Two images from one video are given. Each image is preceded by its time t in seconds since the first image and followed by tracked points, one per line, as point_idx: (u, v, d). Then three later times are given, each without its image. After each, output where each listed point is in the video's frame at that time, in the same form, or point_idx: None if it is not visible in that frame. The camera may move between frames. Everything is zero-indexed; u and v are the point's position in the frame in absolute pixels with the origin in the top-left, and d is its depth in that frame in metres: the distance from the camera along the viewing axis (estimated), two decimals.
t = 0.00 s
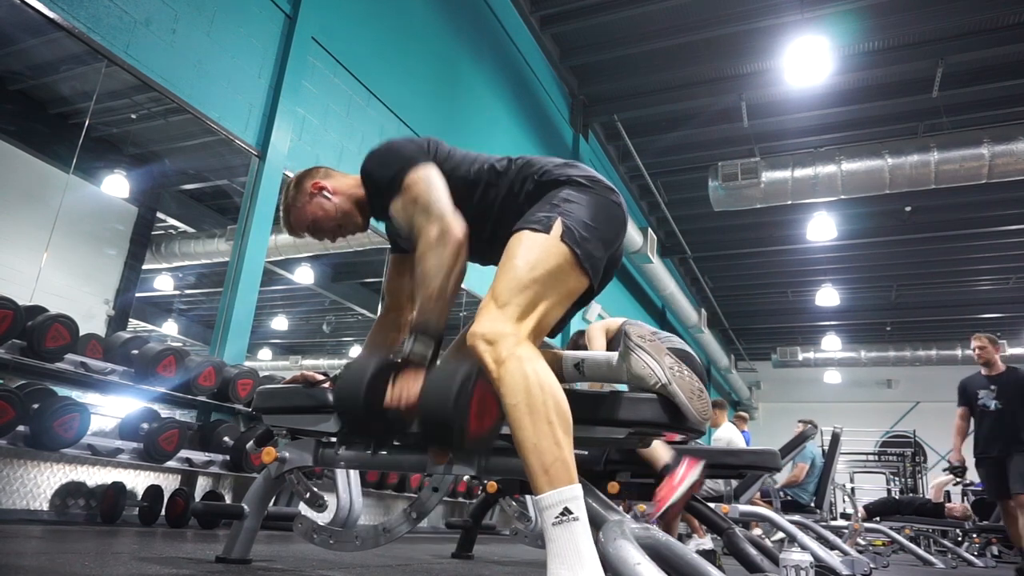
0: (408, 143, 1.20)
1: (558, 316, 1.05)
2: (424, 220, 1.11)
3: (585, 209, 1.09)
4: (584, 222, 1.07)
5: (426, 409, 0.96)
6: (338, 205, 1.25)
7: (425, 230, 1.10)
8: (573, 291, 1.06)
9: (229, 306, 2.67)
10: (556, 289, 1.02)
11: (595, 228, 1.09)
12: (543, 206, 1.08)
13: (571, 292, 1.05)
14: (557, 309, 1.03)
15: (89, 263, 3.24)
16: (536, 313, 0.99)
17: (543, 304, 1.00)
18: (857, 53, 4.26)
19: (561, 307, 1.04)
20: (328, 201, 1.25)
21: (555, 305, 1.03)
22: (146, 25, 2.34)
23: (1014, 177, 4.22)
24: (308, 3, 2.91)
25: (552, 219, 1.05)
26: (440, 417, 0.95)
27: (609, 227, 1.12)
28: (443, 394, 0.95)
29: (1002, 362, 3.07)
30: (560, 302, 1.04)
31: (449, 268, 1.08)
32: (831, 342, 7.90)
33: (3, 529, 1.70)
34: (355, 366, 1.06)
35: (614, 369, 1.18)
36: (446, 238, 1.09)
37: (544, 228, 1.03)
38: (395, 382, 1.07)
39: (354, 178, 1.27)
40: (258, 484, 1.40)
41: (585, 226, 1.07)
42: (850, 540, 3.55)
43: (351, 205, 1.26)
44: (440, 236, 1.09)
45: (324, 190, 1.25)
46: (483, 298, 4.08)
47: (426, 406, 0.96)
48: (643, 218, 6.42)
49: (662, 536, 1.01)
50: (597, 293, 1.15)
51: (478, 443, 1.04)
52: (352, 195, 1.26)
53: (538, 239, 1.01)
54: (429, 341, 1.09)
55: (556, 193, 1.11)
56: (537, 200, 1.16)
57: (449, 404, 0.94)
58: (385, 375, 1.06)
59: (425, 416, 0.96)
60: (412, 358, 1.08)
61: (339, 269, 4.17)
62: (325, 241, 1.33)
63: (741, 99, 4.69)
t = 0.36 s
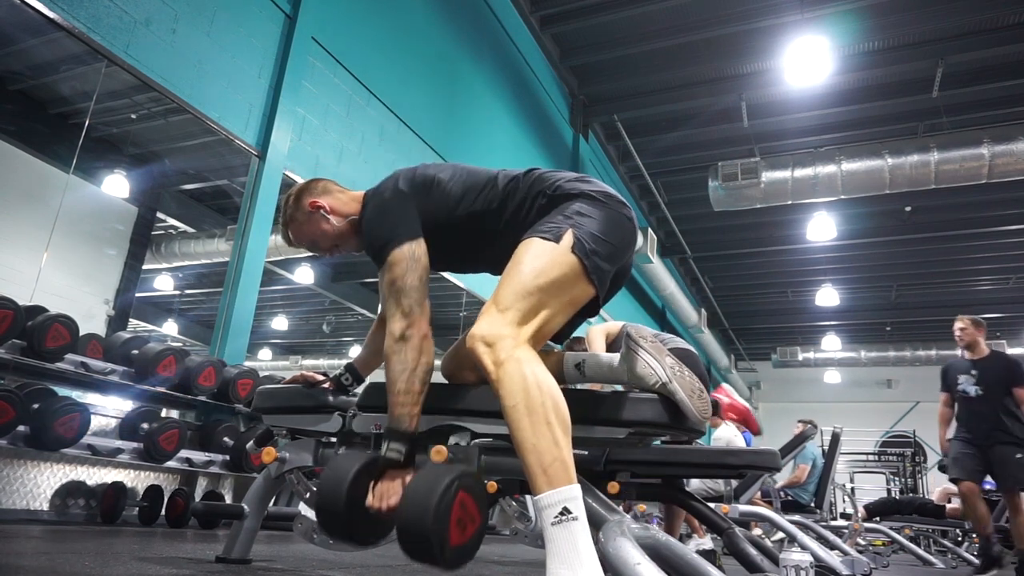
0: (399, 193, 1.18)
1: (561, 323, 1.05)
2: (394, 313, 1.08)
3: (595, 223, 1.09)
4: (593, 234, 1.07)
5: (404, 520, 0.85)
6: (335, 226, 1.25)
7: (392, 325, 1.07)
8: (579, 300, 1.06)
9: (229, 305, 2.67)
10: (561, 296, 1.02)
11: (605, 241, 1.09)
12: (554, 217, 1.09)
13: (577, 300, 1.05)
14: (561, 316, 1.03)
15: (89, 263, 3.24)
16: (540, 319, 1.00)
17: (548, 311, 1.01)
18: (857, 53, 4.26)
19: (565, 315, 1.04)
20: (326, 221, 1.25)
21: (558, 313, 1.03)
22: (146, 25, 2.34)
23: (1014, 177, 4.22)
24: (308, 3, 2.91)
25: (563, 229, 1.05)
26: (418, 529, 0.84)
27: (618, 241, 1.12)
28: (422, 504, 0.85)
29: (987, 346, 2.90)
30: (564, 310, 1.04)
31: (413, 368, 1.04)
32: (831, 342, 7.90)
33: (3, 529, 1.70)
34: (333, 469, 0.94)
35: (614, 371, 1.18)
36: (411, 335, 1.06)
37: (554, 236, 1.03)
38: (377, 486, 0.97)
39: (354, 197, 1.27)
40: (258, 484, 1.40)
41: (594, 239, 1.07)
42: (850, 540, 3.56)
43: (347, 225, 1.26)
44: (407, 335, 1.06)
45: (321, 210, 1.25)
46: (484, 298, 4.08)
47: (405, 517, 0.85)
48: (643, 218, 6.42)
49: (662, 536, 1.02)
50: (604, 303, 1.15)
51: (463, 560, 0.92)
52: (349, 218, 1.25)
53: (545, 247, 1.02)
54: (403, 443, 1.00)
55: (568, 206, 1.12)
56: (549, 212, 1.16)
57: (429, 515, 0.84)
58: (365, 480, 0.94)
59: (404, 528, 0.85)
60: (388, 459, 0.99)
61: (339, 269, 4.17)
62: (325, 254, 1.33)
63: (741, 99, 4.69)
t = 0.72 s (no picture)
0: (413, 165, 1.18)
1: (567, 320, 1.05)
2: (410, 271, 1.08)
3: (600, 218, 1.09)
4: (599, 229, 1.07)
5: (418, 466, 0.85)
6: (346, 210, 1.25)
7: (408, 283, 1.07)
8: (584, 296, 1.06)
9: (229, 305, 2.68)
10: (567, 293, 1.02)
11: (610, 237, 1.09)
12: (560, 213, 1.09)
13: (581, 297, 1.05)
14: (568, 313, 1.03)
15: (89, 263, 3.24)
16: (547, 316, 1.00)
17: (555, 306, 1.01)
18: (857, 53, 4.26)
19: (570, 312, 1.04)
20: (337, 206, 1.25)
21: (565, 309, 1.03)
22: (146, 25, 2.34)
23: (1014, 177, 4.22)
24: (308, 3, 2.91)
25: (568, 224, 1.05)
26: (431, 477, 0.84)
27: (623, 238, 1.12)
28: (433, 453, 0.84)
29: (945, 338, 2.73)
30: (570, 306, 1.04)
31: (431, 322, 1.05)
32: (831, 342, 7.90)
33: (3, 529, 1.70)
34: (344, 423, 0.93)
35: (614, 371, 1.18)
36: (429, 293, 1.06)
37: (561, 232, 1.03)
38: (388, 435, 0.95)
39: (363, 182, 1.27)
40: (258, 484, 1.40)
41: (599, 234, 1.07)
42: (850, 540, 3.56)
43: (358, 210, 1.25)
44: (424, 293, 1.06)
45: (331, 195, 1.24)
46: (483, 298, 4.08)
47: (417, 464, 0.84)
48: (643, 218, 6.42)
49: (662, 537, 1.02)
50: (608, 301, 1.15)
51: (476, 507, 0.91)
52: (359, 201, 1.25)
53: (552, 243, 1.01)
54: (416, 397, 1.02)
55: (573, 201, 1.12)
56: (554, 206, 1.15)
57: (442, 461, 0.83)
58: (376, 431, 0.93)
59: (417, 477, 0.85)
60: (401, 411, 0.99)
61: (339, 269, 4.17)
62: (335, 243, 1.32)
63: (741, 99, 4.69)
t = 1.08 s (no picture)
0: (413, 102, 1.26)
1: (557, 309, 1.05)
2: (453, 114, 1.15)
3: (579, 198, 1.10)
4: (579, 212, 1.08)
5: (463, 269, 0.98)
6: (354, 186, 1.27)
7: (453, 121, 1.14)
8: (572, 282, 1.06)
9: (229, 306, 2.68)
10: (554, 282, 1.02)
11: (590, 218, 1.10)
12: (538, 196, 1.09)
13: (568, 285, 1.05)
14: (557, 302, 1.03)
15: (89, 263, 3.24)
16: (537, 308, 0.99)
17: (543, 296, 1.01)
18: (857, 53, 4.26)
19: (560, 301, 1.04)
20: (343, 185, 1.26)
21: (554, 299, 1.03)
22: (146, 25, 2.34)
23: (1014, 177, 4.22)
24: (308, 2, 2.91)
25: (548, 211, 1.05)
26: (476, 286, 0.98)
27: (604, 216, 1.13)
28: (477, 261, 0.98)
29: (915, 328, 2.69)
30: (559, 296, 1.04)
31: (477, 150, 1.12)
32: (831, 342, 7.90)
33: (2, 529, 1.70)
34: (376, 245, 1.05)
35: (613, 371, 1.18)
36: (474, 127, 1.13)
37: (541, 220, 1.03)
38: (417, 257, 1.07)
39: (364, 166, 1.30)
40: (258, 484, 1.40)
41: (579, 216, 1.08)
42: (850, 539, 3.56)
43: (365, 185, 1.28)
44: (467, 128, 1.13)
45: (337, 175, 1.27)
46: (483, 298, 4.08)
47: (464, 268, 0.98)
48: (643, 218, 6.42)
49: (662, 537, 1.02)
50: (592, 283, 1.16)
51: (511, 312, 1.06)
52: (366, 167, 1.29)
53: (534, 232, 1.02)
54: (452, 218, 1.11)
55: (549, 182, 1.13)
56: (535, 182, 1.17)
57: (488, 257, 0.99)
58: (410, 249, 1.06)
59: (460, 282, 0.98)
60: (436, 232, 1.10)
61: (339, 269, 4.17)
62: (345, 229, 1.33)
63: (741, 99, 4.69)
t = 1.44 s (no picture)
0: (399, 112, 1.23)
1: (555, 308, 1.05)
2: (435, 148, 1.13)
3: (577, 197, 1.09)
4: (577, 211, 1.07)
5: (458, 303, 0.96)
6: (339, 194, 1.25)
7: (436, 156, 1.12)
8: (570, 282, 1.06)
9: (229, 306, 2.67)
10: (552, 281, 1.02)
11: (589, 217, 1.09)
12: (535, 196, 1.09)
13: (567, 284, 1.05)
14: (555, 301, 1.03)
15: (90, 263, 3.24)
16: (534, 308, 0.99)
17: (541, 296, 1.00)
18: (857, 53, 4.26)
19: (558, 300, 1.04)
20: (329, 193, 1.25)
21: (552, 298, 1.03)
22: (147, 25, 2.34)
23: (1014, 177, 4.22)
24: (308, 2, 2.91)
25: (546, 210, 1.05)
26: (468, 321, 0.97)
27: (602, 215, 1.13)
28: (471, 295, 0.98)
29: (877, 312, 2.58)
30: (557, 295, 1.03)
31: (462, 185, 1.10)
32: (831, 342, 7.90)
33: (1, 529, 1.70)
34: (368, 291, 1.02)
35: (613, 369, 1.18)
36: (457, 162, 1.12)
37: (539, 219, 1.03)
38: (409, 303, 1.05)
39: (349, 170, 1.28)
40: (258, 484, 1.40)
41: (578, 216, 1.07)
42: (850, 539, 3.56)
43: (352, 194, 1.27)
44: (453, 163, 1.11)
45: (324, 183, 1.25)
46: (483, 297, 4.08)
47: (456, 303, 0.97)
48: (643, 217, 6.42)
49: (662, 537, 1.02)
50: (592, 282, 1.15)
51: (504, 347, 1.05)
52: (351, 177, 1.27)
53: (532, 232, 1.01)
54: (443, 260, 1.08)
55: (546, 182, 1.12)
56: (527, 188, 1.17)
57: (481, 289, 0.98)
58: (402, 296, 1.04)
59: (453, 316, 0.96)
60: (425, 277, 1.07)
61: (340, 269, 4.17)
62: (332, 236, 1.32)
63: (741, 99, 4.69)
